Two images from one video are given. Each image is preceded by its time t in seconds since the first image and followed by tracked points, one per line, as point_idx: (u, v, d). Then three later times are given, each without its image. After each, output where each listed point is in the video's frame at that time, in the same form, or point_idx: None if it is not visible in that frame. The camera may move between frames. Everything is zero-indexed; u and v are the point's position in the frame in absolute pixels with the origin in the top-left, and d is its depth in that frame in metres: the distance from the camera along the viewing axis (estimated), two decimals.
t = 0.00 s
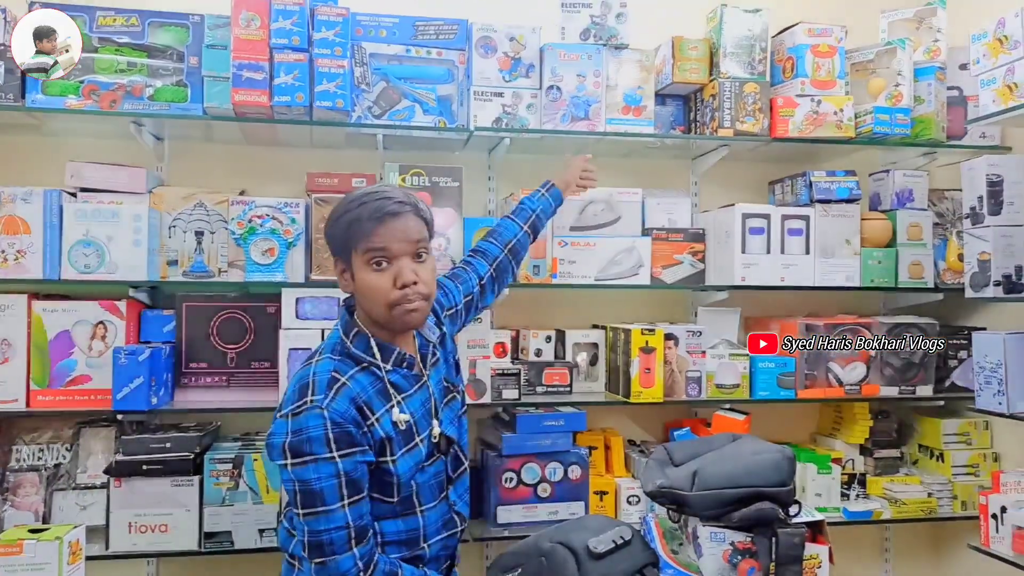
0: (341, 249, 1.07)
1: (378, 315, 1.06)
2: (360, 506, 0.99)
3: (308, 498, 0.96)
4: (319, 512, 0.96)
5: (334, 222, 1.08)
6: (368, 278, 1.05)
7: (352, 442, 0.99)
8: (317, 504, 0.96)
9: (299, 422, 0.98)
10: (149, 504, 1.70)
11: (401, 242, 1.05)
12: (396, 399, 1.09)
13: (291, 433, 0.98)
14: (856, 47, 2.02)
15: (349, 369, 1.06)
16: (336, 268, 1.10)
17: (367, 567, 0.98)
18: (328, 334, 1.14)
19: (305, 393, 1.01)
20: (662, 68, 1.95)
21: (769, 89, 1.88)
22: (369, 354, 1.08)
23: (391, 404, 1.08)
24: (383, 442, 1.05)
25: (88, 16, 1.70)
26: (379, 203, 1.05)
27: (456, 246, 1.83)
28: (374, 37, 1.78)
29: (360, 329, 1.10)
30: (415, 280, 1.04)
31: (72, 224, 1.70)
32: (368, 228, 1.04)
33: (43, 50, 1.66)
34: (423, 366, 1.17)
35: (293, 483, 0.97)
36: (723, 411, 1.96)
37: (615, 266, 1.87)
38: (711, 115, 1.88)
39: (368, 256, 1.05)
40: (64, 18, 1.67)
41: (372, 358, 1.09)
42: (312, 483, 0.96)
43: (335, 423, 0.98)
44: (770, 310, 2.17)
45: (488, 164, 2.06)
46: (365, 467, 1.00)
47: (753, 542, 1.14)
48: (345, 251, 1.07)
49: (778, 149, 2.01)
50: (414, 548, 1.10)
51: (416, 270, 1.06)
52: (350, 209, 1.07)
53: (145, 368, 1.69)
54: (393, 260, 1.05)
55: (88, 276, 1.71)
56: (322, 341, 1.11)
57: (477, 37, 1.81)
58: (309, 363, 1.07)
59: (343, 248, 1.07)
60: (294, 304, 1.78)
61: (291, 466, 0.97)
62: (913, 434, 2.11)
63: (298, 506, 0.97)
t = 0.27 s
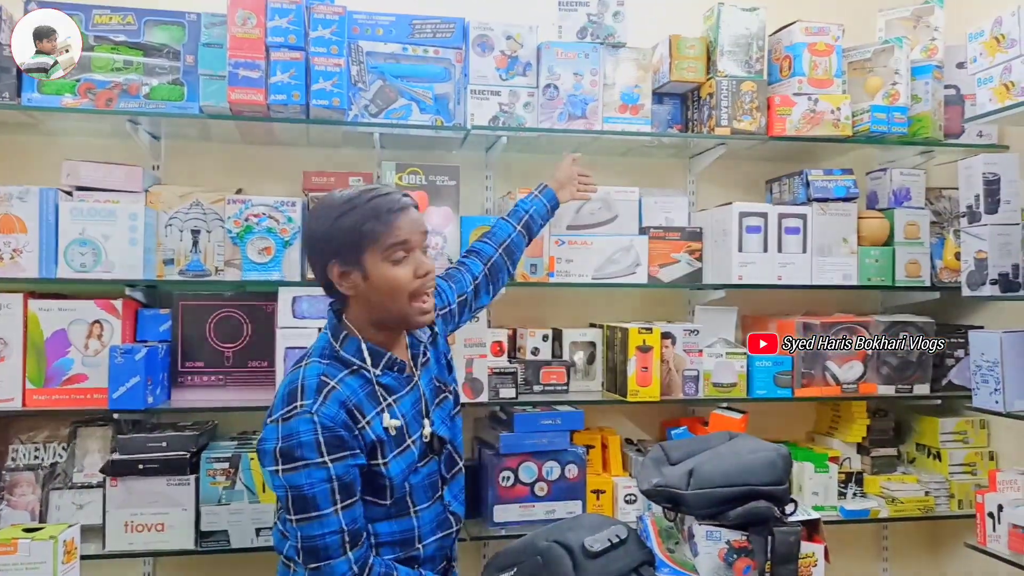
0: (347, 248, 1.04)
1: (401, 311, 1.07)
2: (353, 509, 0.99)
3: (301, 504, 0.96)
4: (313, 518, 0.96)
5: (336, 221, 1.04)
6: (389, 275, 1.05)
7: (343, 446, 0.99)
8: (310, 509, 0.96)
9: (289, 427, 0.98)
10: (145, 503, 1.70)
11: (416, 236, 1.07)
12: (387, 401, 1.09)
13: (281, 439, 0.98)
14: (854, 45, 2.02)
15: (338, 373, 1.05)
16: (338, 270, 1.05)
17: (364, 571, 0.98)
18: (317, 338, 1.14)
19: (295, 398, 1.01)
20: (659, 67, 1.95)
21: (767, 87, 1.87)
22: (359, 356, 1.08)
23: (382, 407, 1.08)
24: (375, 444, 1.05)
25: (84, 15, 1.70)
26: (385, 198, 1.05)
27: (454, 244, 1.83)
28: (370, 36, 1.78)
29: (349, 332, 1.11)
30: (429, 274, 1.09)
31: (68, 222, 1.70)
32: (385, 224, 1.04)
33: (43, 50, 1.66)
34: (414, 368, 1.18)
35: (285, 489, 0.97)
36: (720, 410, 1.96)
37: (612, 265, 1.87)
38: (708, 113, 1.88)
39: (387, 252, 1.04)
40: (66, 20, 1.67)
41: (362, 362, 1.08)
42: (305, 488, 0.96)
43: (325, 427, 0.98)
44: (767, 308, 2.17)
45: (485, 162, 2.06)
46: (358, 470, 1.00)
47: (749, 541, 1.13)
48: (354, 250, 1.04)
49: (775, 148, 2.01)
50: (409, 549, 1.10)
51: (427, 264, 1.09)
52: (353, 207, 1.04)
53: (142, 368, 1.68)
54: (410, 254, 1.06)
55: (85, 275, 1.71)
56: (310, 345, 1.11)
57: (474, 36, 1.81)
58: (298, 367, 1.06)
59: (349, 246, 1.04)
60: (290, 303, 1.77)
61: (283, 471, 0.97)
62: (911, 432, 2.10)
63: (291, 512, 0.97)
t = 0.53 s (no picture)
0: (411, 251, 1.04)
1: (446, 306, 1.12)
2: (358, 518, 0.99)
3: (305, 512, 0.96)
4: (317, 526, 0.96)
5: (399, 226, 1.03)
6: (443, 272, 1.09)
7: (351, 454, 0.99)
8: (315, 518, 0.96)
9: (297, 435, 0.98)
10: (144, 505, 1.70)
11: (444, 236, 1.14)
12: (392, 407, 1.09)
13: (289, 446, 0.98)
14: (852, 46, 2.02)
15: (346, 380, 1.05)
16: (401, 274, 1.04)
17: None
18: (321, 344, 1.13)
19: (303, 405, 1.01)
20: (658, 68, 1.95)
21: (765, 88, 1.87)
22: (366, 364, 1.08)
23: (389, 414, 1.08)
24: (381, 452, 1.05)
25: (82, 16, 1.69)
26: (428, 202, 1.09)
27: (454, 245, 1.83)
28: (369, 37, 1.78)
29: (357, 341, 1.10)
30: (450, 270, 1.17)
31: (67, 224, 1.70)
32: (437, 226, 1.08)
33: (43, 50, 1.66)
34: (418, 373, 1.18)
35: (291, 497, 0.97)
36: (719, 411, 1.96)
37: (611, 265, 1.88)
38: (707, 114, 1.88)
39: (439, 252, 1.09)
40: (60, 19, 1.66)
41: (369, 370, 1.08)
42: (312, 496, 0.96)
43: (334, 436, 0.98)
44: (766, 309, 2.17)
45: (484, 163, 2.06)
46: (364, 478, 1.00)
47: (747, 541, 1.13)
48: (418, 252, 1.04)
49: (774, 149, 2.01)
50: (410, 550, 1.11)
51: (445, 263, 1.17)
52: (408, 211, 1.05)
53: (140, 369, 1.69)
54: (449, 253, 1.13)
55: (84, 276, 1.71)
56: (316, 350, 1.10)
57: (473, 37, 1.81)
58: (304, 373, 1.06)
59: (416, 250, 1.04)
60: (289, 304, 1.77)
61: (290, 479, 0.97)
62: (910, 433, 2.10)
63: (295, 519, 0.97)
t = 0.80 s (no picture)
0: (421, 256, 1.04)
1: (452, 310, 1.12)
2: (362, 520, 0.98)
3: (311, 514, 0.95)
4: (323, 528, 0.95)
5: (410, 230, 1.03)
6: (451, 277, 1.09)
7: (357, 456, 0.99)
8: (320, 519, 0.95)
9: (303, 436, 0.97)
10: (143, 506, 1.70)
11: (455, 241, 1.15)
12: (395, 410, 1.10)
13: (294, 447, 0.97)
14: (851, 47, 2.02)
15: (351, 382, 1.05)
16: (410, 278, 1.04)
17: None
18: (323, 345, 1.12)
19: (309, 406, 1.00)
20: (657, 70, 1.95)
21: (764, 90, 1.87)
22: (372, 367, 1.08)
23: (393, 417, 1.09)
24: (385, 454, 1.05)
25: (81, 18, 1.69)
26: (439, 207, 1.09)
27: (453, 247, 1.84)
28: (368, 38, 1.78)
29: (363, 342, 1.10)
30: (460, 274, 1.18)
31: (67, 226, 1.70)
32: (447, 231, 1.08)
33: (43, 50, 1.66)
34: (420, 377, 1.19)
35: (296, 498, 0.96)
36: (718, 412, 1.96)
37: (610, 267, 1.88)
38: (706, 116, 1.88)
39: (449, 258, 1.09)
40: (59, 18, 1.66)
41: (374, 372, 1.08)
42: (317, 498, 0.95)
43: (341, 437, 0.98)
44: (765, 310, 2.18)
45: (483, 165, 2.06)
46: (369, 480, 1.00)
47: (745, 543, 1.12)
48: (427, 257, 1.05)
49: (772, 150, 2.01)
50: (410, 552, 1.11)
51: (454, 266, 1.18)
52: (421, 216, 1.05)
53: (139, 371, 1.69)
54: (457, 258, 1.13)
55: (83, 278, 1.71)
56: (320, 351, 1.10)
57: (472, 38, 1.81)
58: (309, 374, 1.05)
59: (427, 255, 1.05)
60: (289, 306, 1.77)
61: (296, 480, 0.96)
62: (908, 434, 2.10)
63: (299, 521, 0.96)
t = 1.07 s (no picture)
0: (413, 259, 1.04)
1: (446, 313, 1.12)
2: (359, 523, 0.99)
3: (308, 516, 0.95)
4: (320, 530, 0.95)
5: (402, 233, 1.03)
6: (445, 280, 1.09)
7: (354, 459, 0.99)
8: (317, 522, 0.95)
9: (299, 439, 0.97)
10: (141, 507, 1.70)
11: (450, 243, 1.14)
12: (392, 412, 1.10)
13: (291, 450, 0.98)
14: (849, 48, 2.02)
15: (348, 385, 1.06)
16: (403, 281, 1.04)
17: None
18: (320, 348, 1.13)
19: (306, 410, 1.01)
20: (654, 70, 1.96)
21: (762, 90, 1.88)
22: (368, 370, 1.09)
23: (390, 419, 1.09)
24: (382, 457, 1.06)
25: (79, 18, 1.70)
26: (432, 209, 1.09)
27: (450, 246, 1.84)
28: (366, 39, 1.78)
29: (359, 346, 1.10)
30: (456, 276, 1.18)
31: (65, 227, 1.70)
32: (440, 234, 1.08)
33: (43, 50, 1.66)
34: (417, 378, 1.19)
35: (293, 501, 0.96)
36: (716, 412, 1.96)
37: (608, 267, 1.88)
38: (703, 116, 1.89)
39: (443, 260, 1.09)
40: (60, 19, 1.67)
41: (371, 375, 1.09)
42: (314, 501, 0.95)
43: (338, 440, 0.99)
44: (764, 310, 2.18)
45: (482, 165, 2.06)
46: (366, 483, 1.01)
47: (743, 543, 1.11)
48: (420, 260, 1.05)
49: (770, 150, 2.01)
50: (407, 553, 1.11)
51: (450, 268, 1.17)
52: (413, 219, 1.05)
53: (138, 371, 1.69)
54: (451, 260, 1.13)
55: (82, 279, 1.71)
56: (317, 354, 1.10)
57: (470, 39, 1.81)
58: (306, 377, 1.05)
59: (419, 258, 1.04)
60: (286, 306, 1.76)
61: (293, 484, 0.96)
62: (906, 433, 2.11)
63: (296, 524, 0.96)
